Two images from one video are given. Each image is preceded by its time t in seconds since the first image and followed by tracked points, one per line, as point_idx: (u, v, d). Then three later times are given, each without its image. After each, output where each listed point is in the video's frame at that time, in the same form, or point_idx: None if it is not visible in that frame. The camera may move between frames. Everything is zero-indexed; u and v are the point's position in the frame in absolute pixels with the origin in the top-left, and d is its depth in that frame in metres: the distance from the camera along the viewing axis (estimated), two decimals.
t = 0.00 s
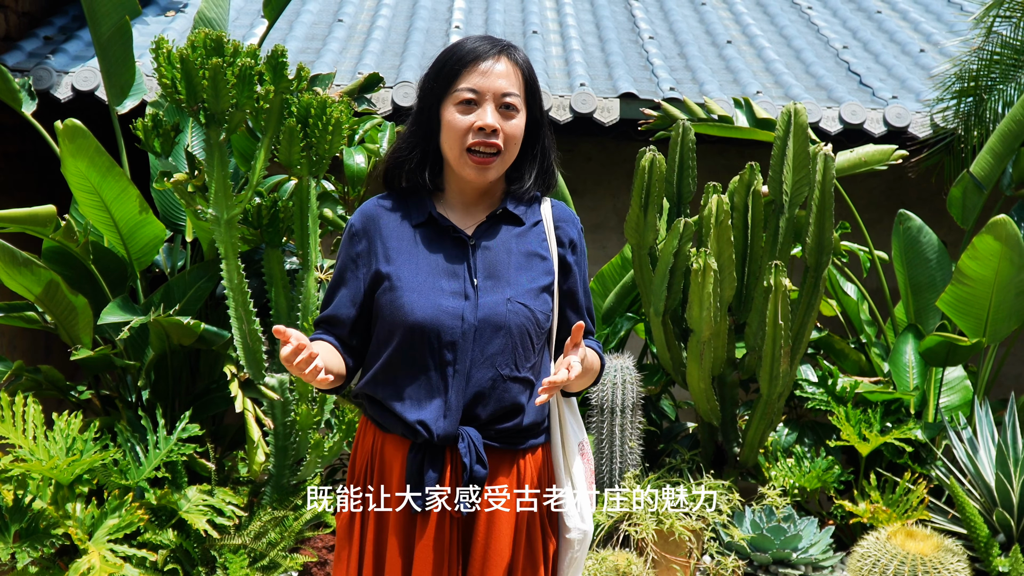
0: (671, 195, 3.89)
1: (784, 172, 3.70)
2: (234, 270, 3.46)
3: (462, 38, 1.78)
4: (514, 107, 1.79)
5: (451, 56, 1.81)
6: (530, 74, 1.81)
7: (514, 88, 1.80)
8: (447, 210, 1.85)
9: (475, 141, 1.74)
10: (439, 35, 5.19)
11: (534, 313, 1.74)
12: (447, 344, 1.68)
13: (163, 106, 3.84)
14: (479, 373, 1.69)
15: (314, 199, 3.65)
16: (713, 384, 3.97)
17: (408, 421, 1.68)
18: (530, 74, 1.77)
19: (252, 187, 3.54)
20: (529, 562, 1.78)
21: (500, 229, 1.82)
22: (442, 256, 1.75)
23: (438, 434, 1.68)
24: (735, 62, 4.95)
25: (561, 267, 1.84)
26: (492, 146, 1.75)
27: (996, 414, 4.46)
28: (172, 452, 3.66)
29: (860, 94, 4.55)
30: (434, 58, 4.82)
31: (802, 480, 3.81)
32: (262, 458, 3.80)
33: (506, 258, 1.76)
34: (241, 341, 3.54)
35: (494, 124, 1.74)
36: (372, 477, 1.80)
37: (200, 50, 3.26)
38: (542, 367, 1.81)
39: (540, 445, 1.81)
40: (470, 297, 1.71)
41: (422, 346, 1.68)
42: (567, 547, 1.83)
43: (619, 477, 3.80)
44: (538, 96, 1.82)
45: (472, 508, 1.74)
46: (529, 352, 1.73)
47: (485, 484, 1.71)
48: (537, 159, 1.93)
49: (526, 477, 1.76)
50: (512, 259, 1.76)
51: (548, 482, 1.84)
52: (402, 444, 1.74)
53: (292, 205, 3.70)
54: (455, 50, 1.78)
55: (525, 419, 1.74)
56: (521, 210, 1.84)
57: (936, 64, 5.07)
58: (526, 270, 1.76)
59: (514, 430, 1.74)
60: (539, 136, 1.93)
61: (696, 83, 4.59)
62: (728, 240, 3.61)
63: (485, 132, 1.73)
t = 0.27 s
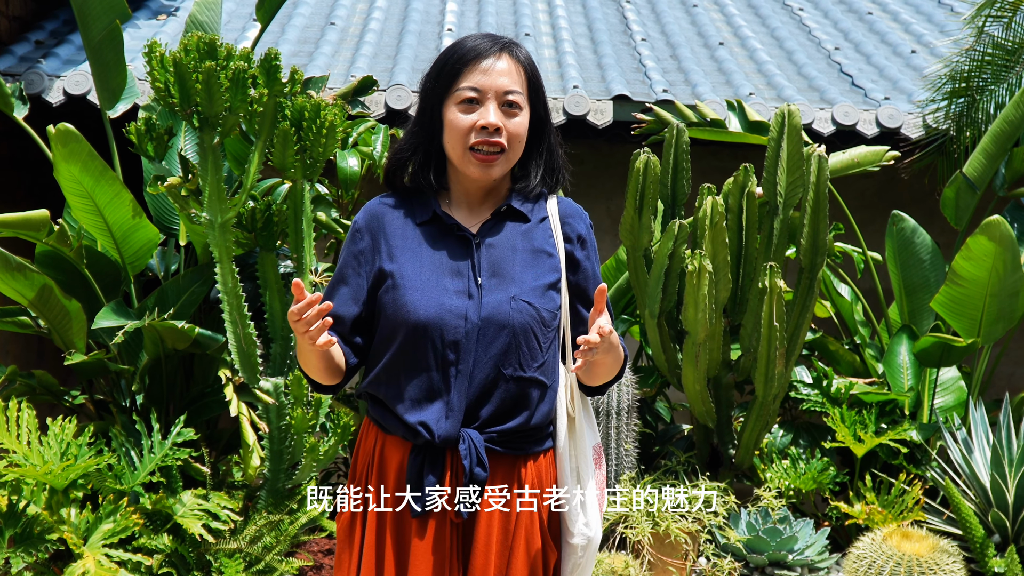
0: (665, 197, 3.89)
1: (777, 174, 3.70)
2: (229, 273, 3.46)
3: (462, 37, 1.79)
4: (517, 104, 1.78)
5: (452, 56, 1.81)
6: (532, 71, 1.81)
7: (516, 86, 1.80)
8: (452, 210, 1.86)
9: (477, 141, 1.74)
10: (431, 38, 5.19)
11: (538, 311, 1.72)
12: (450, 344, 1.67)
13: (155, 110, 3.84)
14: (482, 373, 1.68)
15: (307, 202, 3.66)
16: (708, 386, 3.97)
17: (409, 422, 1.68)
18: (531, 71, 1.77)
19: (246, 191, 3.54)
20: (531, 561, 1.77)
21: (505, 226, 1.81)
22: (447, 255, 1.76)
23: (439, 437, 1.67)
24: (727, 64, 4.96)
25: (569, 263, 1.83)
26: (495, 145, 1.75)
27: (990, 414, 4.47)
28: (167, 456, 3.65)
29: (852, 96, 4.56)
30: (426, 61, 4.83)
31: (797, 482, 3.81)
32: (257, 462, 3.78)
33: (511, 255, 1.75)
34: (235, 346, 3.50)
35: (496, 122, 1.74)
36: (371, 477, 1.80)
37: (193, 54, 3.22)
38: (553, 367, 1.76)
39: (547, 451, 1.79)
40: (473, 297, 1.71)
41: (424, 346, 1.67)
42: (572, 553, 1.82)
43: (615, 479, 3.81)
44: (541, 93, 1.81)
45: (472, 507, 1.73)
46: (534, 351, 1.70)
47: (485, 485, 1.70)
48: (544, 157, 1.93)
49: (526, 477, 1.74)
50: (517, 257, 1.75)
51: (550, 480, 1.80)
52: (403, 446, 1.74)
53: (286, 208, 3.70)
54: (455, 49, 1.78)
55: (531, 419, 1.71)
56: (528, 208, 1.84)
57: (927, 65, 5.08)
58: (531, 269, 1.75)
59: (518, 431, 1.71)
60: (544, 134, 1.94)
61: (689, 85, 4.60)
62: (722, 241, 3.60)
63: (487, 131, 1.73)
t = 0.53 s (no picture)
0: (661, 197, 3.89)
1: (772, 174, 3.70)
2: (223, 275, 3.45)
3: (458, 35, 1.78)
4: (516, 102, 1.77)
5: (449, 54, 1.80)
6: (531, 68, 1.80)
7: (515, 83, 1.79)
8: (453, 210, 1.85)
9: (478, 140, 1.73)
10: (424, 39, 5.20)
11: (538, 317, 1.70)
12: (448, 348, 1.66)
13: (149, 112, 3.83)
14: (480, 377, 1.67)
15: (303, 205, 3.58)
16: (705, 386, 3.97)
17: (408, 426, 1.68)
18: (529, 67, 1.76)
19: (241, 192, 3.52)
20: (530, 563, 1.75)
21: (505, 228, 1.79)
22: (446, 257, 1.75)
23: (436, 441, 1.66)
24: (721, 64, 4.96)
25: (572, 266, 1.81)
26: (496, 144, 1.74)
27: (986, 413, 4.47)
28: (163, 458, 3.64)
29: (846, 95, 4.56)
30: (420, 62, 4.83)
31: (794, 482, 3.81)
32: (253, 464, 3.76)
33: (511, 259, 1.73)
34: (230, 347, 3.52)
35: (496, 121, 1.73)
36: (371, 476, 1.79)
37: (188, 55, 3.26)
38: (555, 373, 1.75)
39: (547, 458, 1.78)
40: (472, 301, 1.69)
41: (423, 350, 1.67)
42: (578, 558, 1.79)
43: (612, 480, 3.80)
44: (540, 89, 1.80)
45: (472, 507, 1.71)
46: (534, 357, 1.69)
47: (484, 484, 1.68)
48: (546, 155, 1.91)
49: (527, 477, 1.72)
50: (517, 260, 1.73)
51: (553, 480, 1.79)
52: (401, 448, 1.74)
53: (281, 210, 3.69)
54: (452, 47, 1.78)
55: (531, 425, 1.70)
56: (529, 208, 1.82)
57: (921, 64, 5.09)
58: (532, 272, 1.73)
59: (518, 436, 1.70)
60: (544, 132, 1.92)
61: (683, 85, 4.60)
62: (718, 242, 3.60)
63: (488, 130, 1.72)
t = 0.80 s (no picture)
0: (657, 196, 3.88)
1: (769, 172, 3.70)
2: (219, 277, 3.44)
3: (450, 37, 1.77)
4: (508, 103, 1.75)
5: (441, 56, 1.79)
6: (523, 67, 1.77)
7: (507, 83, 1.77)
8: (448, 214, 1.83)
9: (468, 143, 1.71)
10: (419, 39, 5.20)
11: (528, 322, 1.66)
12: (438, 353, 1.65)
13: (143, 113, 3.83)
14: (471, 383, 1.64)
15: (298, 205, 3.62)
16: (702, 385, 3.96)
17: (400, 432, 1.67)
18: (521, 67, 1.73)
19: (235, 194, 3.52)
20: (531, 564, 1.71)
21: (499, 233, 1.76)
22: (438, 261, 1.73)
23: (428, 446, 1.64)
24: (716, 62, 4.96)
25: (567, 272, 1.74)
26: (486, 147, 1.72)
27: (984, 410, 4.46)
28: (160, 461, 3.63)
29: (841, 92, 4.56)
30: (414, 62, 4.82)
31: (792, 480, 3.80)
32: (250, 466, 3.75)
33: (503, 263, 1.70)
34: (227, 349, 3.52)
35: (486, 122, 1.71)
36: (371, 477, 1.79)
37: (181, 57, 3.20)
38: (551, 377, 1.71)
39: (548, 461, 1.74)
40: (462, 305, 1.67)
41: (413, 355, 1.66)
42: (582, 565, 1.75)
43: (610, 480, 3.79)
44: (534, 88, 1.77)
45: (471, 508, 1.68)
46: (525, 362, 1.65)
47: (483, 483, 1.65)
48: (543, 156, 1.88)
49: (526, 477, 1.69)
50: (509, 265, 1.69)
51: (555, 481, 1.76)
52: (397, 453, 1.72)
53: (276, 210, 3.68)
54: (443, 49, 1.76)
55: (525, 431, 1.67)
56: (524, 211, 1.77)
57: (915, 61, 5.09)
58: (524, 276, 1.69)
59: (512, 442, 1.67)
60: (541, 134, 1.88)
61: (678, 83, 4.60)
62: (715, 240, 3.59)
63: (477, 132, 1.70)
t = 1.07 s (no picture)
0: (654, 194, 3.87)
1: (766, 169, 3.68)
2: (215, 279, 3.42)
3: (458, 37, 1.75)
4: (510, 105, 1.72)
5: (449, 57, 1.78)
6: (529, 70, 1.74)
7: (512, 85, 1.74)
8: (446, 214, 1.81)
9: (467, 142, 1.68)
10: (414, 38, 5.18)
11: (518, 319, 1.62)
12: (429, 351, 1.63)
13: (137, 115, 3.81)
14: (462, 382, 1.62)
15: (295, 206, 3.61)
16: (701, 383, 3.95)
17: (393, 432, 1.66)
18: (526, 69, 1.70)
19: (231, 195, 3.50)
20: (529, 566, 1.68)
21: (495, 232, 1.72)
22: (432, 261, 1.72)
23: (420, 446, 1.62)
24: (712, 59, 4.95)
25: (564, 270, 1.68)
26: (485, 147, 1.69)
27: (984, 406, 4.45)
28: (157, 464, 3.60)
29: (838, 89, 4.55)
30: (410, 61, 4.81)
31: (793, 478, 3.79)
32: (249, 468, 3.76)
33: (495, 261, 1.66)
34: (224, 351, 3.48)
35: (486, 123, 1.68)
36: (371, 478, 1.78)
37: (175, 58, 3.19)
38: (546, 376, 1.68)
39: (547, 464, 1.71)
40: (454, 304, 1.65)
41: (405, 354, 1.65)
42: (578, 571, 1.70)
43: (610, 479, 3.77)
44: (538, 91, 1.73)
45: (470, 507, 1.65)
46: (515, 360, 1.62)
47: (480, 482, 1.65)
48: (548, 161, 1.82)
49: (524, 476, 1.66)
50: (500, 262, 1.66)
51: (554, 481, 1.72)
52: (395, 454, 1.71)
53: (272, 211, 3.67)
54: (449, 49, 1.74)
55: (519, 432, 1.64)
56: (524, 212, 1.73)
57: (912, 57, 5.08)
58: (516, 274, 1.65)
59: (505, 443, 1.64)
60: (547, 137, 1.83)
61: (674, 81, 4.58)
62: (713, 238, 3.58)
63: (476, 132, 1.67)
